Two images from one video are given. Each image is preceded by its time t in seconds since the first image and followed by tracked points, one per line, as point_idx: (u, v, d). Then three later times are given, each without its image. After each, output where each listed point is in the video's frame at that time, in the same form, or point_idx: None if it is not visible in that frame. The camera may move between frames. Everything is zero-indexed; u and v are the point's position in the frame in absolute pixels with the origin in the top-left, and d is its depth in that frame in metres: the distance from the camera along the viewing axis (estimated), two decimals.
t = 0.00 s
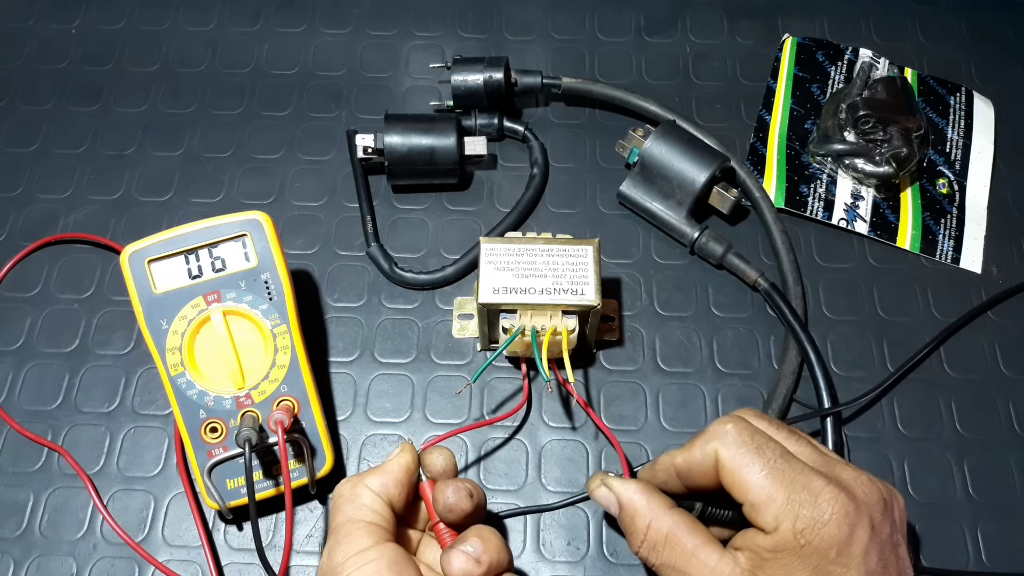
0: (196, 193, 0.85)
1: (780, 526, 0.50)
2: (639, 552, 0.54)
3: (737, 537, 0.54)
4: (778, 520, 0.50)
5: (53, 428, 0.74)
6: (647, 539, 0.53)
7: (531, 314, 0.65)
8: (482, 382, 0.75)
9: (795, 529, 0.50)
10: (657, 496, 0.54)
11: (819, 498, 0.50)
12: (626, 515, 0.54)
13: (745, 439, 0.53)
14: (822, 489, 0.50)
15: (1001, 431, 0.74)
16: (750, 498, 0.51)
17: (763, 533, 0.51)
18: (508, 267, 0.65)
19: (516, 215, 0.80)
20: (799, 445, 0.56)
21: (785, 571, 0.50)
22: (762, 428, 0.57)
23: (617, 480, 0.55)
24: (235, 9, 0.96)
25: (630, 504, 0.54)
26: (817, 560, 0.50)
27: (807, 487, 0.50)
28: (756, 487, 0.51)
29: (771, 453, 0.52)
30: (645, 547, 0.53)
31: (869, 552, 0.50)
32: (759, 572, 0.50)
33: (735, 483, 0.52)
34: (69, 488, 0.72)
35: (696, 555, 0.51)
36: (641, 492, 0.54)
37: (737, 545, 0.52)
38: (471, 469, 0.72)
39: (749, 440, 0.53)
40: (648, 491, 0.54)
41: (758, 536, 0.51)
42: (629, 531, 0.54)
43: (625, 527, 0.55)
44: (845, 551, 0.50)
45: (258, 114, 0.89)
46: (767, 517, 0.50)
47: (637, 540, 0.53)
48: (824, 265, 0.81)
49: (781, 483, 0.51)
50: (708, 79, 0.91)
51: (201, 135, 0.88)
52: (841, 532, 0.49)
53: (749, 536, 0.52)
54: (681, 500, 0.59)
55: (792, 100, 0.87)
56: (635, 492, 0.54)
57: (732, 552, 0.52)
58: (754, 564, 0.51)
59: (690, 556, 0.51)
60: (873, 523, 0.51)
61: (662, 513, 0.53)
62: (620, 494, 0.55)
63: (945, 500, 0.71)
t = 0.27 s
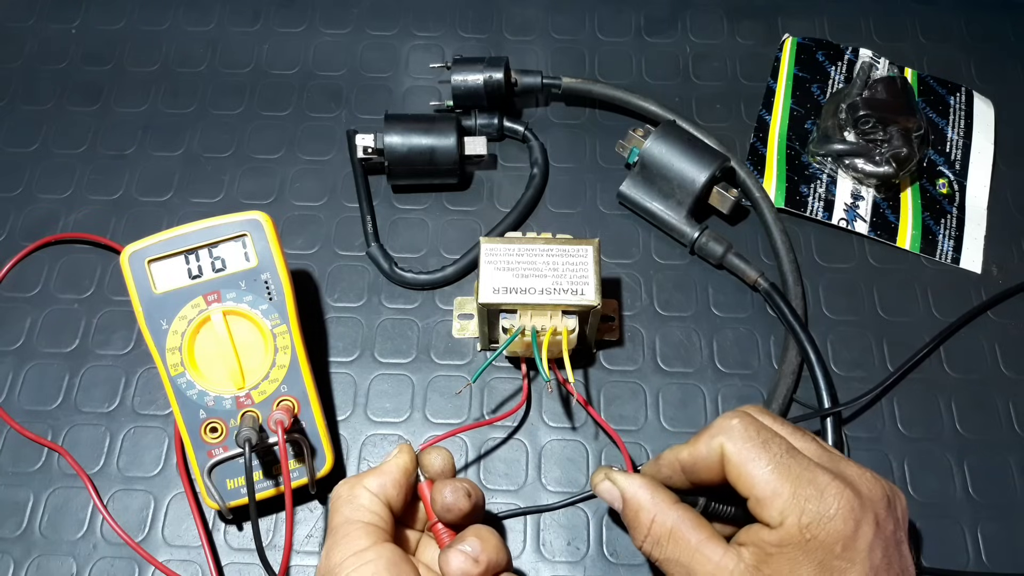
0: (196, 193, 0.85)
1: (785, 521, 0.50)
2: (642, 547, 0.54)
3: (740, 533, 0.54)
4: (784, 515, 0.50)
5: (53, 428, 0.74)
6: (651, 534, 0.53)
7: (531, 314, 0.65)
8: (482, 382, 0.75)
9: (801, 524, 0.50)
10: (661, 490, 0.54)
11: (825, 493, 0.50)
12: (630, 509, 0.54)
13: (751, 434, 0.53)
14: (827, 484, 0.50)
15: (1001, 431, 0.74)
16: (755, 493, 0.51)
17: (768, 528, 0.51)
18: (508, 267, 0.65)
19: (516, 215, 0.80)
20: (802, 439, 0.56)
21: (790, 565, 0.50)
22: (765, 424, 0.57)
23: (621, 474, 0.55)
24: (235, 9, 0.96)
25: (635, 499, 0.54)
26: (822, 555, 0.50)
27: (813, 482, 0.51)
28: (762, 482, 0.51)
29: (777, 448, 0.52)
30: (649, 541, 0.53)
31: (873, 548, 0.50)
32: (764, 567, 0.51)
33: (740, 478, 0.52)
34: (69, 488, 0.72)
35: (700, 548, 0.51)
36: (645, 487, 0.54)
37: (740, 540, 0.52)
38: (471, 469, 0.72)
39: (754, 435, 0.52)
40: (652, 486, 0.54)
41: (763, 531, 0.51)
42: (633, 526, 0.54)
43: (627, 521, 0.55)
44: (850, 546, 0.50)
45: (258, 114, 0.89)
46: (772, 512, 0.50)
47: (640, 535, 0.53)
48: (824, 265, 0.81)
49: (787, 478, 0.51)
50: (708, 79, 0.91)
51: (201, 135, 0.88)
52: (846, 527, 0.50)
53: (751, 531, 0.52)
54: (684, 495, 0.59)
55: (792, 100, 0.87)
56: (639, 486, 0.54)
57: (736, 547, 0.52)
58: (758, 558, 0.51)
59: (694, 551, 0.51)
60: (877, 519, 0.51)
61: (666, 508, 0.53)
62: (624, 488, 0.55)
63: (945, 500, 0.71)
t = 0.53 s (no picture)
0: (196, 193, 0.85)
1: (807, 506, 0.50)
2: (656, 528, 0.54)
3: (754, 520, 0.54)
4: (805, 500, 0.50)
5: (53, 428, 0.74)
6: (667, 514, 0.53)
7: (531, 314, 0.65)
8: (482, 382, 0.75)
9: (821, 510, 0.50)
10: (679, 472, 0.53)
11: (848, 480, 0.51)
12: (645, 490, 0.53)
13: (774, 419, 0.53)
14: (850, 472, 0.51)
15: (1001, 431, 0.74)
16: (777, 478, 0.52)
17: (787, 514, 0.51)
18: (507, 267, 0.65)
19: (516, 215, 0.80)
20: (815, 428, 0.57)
21: (809, 551, 0.50)
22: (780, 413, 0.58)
23: (639, 452, 0.54)
24: (235, 9, 0.96)
25: (652, 478, 0.53)
26: (841, 542, 0.50)
27: (836, 469, 0.51)
28: (784, 467, 0.51)
29: (800, 435, 0.53)
30: (666, 521, 0.52)
31: (891, 538, 0.51)
32: (782, 552, 0.50)
33: (762, 462, 0.52)
34: (69, 488, 0.72)
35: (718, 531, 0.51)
36: (665, 466, 0.53)
37: (758, 525, 0.52)
38: (471, 469, 0.72)
39: (779, 421, 0.53)
40: (671, 466, 0.53)
41: (782, 517, 0.51)
42: (648, 505, 0.53)
43: (642, 501, 0.54)
44: (870, 534, 0.50)
45: (258, 114, 0.89)
46: (794, 496, 0.51)
47: (657, 515, 0.53)
48: (824, 265, 0.81)
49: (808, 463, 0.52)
50: (708, 79, 0.91)
51: (201, 135, 0.88)
52: (867, 515, 0.50)
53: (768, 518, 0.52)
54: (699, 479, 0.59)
55: (791, 100, 0.87)
56: (659, 465, 0.53)
57: (753, 533, 0.52)
58: (776, 544, 0.51)
59: (712, 532, 0.51)
60: (896, 511, 0.52)
61: (685, 488, 0.52)
62: (642, 466, 0.53)
63: (945, 500, 0.71)
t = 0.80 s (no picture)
0: (196, 193, 0.85)
1: (834, 496, 0.50)
2: (676, 505, 0.54)
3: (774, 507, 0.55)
4: (832, 490, 0.50)
5: (53, 428, 0.74)
6: (689, 492, 0.52)
7: (531, 314, 0.65)
8: (482, 382, 0.75)
9: (847, 503, 0.50)
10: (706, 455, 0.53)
11: (877, 475, 0.51)
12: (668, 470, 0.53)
13: (807, 409, 0.53)
14: (879, 467, 0.51)
15: (1001, 431, 0.74)
16: (805, 467, 0.52)
17: (811, 502, 0.51)
18: (508, 267, 0.65)
19: (516, 215, 0.80)
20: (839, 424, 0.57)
21: (831, 540, 0.50)
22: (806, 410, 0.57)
23: (666, 430, 0.53)
24: (235, 9, 0.96)
25: (677, 456, 0.52)
26: (865, 535, 0.50)
27: (866, 463, 0.51)
28: (813, 456, 0.51)
29: (831, 426, 0.53)
30: (688, 500, 0.52)
31: (913, 535, 0.51)
32: (803, 540, 0.51)
33: (790, 450, 0.52)
34: (69, 488, 0.72)
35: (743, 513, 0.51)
36: (690, 445, 0.52)
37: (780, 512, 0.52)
38: (471, 468, 0.72)
39: (811, 411, 0.53)
40: (697, 446, 0.52)
41: (806, 506, 0.51)
42: (671, 483, 0.53)
43: (664, 479, 0.53)
44: (893, 530, 0.51)
45: (258, 114, 0.89)
46: (821, 486, 0.51)
47: (679, 492, 0.52)
48: (824, 265, 0.81)
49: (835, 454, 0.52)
50: (707, 79, 0.91)
51: (201, 135, 0.88)
52: (893, 511, 0.51)
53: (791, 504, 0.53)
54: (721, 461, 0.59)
55: (791, 101, 0.87)
56: (685, 444, 0.52)
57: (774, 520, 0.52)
58: (798, 532, 0.51)
59: (734, 514, 0.51)
60: (920, 509, 0.52)
61: (711, 469, 0.52)
62: (667, 443, 0.52)
63: (945, 500, 0.71)
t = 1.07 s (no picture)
0: (195, 193, 0.85)
1: (807, 518, 0.49)
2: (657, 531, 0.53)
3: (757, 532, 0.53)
4: (807, 511, 0.50)
5: (52, 428, 0.74)
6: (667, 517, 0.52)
7: (531, 314, 0.64)
8: (482, 382, 0.75)
9: (821, 524, 0.49)
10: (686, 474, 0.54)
11: (849, 495, 0.50)
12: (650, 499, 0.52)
13: (781, 428, 0.53)
14: (854, 487, 0.50)
15: (1002, 431, 0.74)
16: (780, 488, 0.51)
17: (789, 524, 0.50)
18: (507, 267, 0.64)
19: (516, 215, 0.80)
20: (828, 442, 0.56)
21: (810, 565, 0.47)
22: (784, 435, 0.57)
23: (646, 453, 0.54)
24: (234, 8, 0.95)
25: (654, 479, 0.52)
26: (843, 558, 0.48)
27: (840, 483, 0.50)
28: (788, 476, 0.51)
29: (807, 446, 0.52)
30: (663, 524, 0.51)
31: (895, 558, 0.49)
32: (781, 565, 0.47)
33: (766, 471, 0.52)
34: (68, 488, 0.72)
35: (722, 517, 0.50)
36: (667, 468, 0.52)
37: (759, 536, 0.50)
38: (471, 469, 0.71)
39: (786, 431, 0.53)
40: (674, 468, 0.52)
41: (785, 529, 0.49)
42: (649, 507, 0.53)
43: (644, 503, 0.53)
44: (871, 552, 0.49)
45: (258, 113, 0.89)
46: (797, 507, 0.50)
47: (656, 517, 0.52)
48: (825, 265, 0.81)
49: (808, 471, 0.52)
50: (708, 78, 0.91)
51: (200, 134, 0.88)
52: (869, 531, 0.49)
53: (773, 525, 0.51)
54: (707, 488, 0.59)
55: (792, 100, 0.87)
56: (662, 466, 0.52)
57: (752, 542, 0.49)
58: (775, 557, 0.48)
59: (709, 539, 0.49)
60: (902, 529, 0.50)
61: (686, 494, 0.51)
62: (644, 467, 0.53)
63: (946, 501, 0.71)
